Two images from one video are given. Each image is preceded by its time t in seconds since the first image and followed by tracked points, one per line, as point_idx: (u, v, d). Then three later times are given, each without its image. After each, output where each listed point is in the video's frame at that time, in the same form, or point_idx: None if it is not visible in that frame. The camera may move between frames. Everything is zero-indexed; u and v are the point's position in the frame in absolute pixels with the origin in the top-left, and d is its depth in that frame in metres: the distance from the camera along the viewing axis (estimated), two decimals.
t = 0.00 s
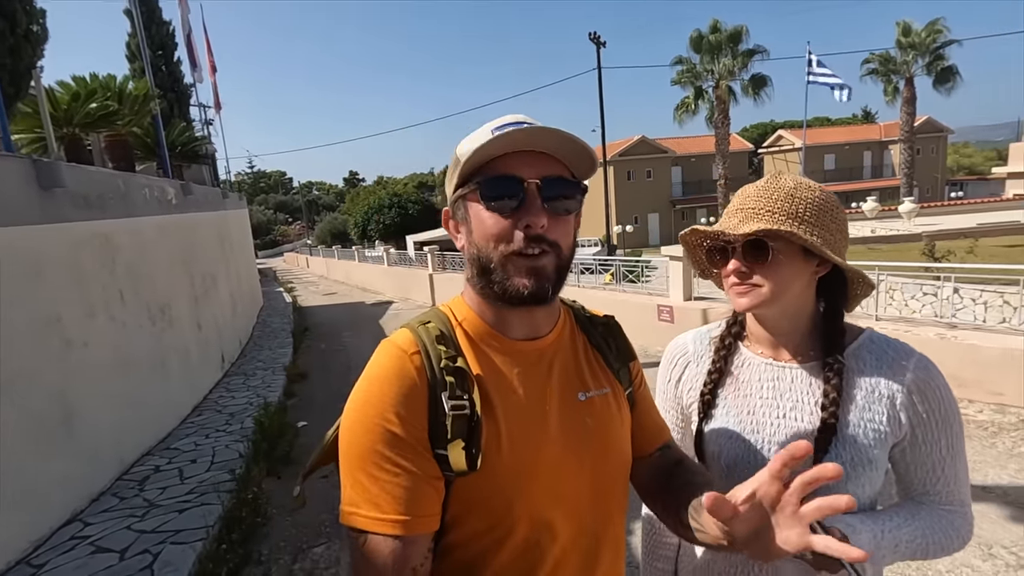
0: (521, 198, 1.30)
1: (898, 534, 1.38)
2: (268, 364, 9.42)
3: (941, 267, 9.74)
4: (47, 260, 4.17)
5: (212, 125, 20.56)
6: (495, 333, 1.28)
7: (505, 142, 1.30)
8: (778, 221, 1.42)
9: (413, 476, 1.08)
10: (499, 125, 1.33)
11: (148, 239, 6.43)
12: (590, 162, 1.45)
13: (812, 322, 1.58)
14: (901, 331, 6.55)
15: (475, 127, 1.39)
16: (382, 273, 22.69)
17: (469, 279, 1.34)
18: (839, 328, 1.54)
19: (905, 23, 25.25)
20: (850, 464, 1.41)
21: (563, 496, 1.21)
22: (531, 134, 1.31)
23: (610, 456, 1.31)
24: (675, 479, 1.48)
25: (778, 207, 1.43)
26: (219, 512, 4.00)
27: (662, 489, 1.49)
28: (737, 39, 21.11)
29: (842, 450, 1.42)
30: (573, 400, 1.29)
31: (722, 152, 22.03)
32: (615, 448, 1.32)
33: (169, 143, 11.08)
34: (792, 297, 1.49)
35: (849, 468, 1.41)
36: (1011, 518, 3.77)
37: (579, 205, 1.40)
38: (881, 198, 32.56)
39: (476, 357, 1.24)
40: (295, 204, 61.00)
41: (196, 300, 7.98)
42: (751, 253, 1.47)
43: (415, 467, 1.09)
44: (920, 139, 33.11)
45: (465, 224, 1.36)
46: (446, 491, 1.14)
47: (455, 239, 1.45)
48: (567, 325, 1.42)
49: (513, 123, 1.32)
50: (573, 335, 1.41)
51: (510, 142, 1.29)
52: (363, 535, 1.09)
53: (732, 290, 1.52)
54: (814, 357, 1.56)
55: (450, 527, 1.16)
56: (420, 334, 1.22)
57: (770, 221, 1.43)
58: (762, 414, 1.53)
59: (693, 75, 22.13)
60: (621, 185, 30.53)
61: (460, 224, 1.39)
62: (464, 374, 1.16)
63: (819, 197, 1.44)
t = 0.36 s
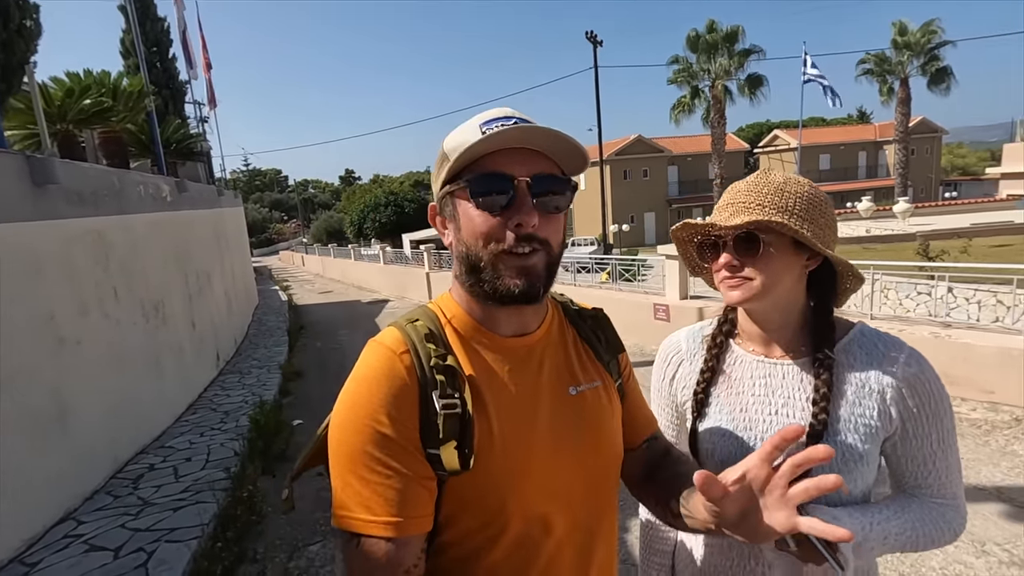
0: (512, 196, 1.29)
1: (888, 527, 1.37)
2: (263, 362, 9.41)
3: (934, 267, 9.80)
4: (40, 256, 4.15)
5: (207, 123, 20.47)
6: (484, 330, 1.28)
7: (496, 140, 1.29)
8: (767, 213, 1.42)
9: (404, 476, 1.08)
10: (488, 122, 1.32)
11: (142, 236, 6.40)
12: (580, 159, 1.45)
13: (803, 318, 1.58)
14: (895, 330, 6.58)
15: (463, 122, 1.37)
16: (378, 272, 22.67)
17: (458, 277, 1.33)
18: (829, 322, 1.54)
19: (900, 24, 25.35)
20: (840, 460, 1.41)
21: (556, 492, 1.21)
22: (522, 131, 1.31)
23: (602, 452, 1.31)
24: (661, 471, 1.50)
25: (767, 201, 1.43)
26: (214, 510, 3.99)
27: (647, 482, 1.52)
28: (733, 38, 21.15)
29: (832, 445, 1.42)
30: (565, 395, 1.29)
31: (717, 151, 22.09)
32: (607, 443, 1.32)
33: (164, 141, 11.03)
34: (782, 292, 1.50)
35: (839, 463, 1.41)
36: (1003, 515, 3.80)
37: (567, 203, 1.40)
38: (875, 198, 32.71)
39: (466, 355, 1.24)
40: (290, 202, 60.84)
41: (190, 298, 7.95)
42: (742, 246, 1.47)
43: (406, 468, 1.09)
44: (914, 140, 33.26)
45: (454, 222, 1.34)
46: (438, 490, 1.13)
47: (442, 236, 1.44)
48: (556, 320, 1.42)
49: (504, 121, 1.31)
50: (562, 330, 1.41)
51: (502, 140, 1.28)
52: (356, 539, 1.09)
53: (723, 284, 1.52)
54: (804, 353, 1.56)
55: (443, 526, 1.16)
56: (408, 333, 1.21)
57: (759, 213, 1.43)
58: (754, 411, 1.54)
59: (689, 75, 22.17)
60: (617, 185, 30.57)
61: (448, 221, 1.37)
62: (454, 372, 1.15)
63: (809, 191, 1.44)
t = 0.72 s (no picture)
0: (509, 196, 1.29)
1: (887, 520, 1.38)
2: (262, 361, 9.41)
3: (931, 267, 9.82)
4: (39, 255, 4.14)
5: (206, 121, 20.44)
6: (480, 324, 1.29)
7: (492, 140, 1.29)
8: (770, 215, 1.43)
9: (399, 469, 1.09)
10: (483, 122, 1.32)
11: (141, 235, 6.40)
12: (574, 158, 1.46)
13: (803, 315, 1.59)
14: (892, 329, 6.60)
15: (457, 122, 1.37)
16: (377, 271, 22.68)
17: (455, 275, 1.34)
18: (829, 319, 1.55)
19: (898, 24, 25.36)
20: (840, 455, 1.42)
21: (552, 485, 1.22)
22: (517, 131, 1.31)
23: (599, 444, 1.32)
24: (659, 462, 1.52)
25: (769, 201, 1.44)
26: (214, 509, 3.99)
27: (645, 471, 1.54)
28: (732, 38, 21.16)
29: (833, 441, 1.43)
30: (561, 388, 1.30)
31: (716, 151, 22.11)
32: (604, 436, 1.33)
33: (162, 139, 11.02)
34: (784, 290, 1.50)
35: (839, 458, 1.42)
36: (1000, 513, 3.82)
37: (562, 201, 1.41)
38: (873, 198, 32.76)
39: (462, 349, 1.24)
40: (289, 201, 60.82)
41: (189, 296, 7.94)
42: (744, 247, 1.48)
43: (400, 461, 1.09)
44: (913, 140, 33.30)
45: (450, 221, 1.35)
46: (434, 483, 1.14)
47: (438, 236, 1.44)
48: (553, 314, 1.43)
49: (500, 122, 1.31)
50: (559, 324, 1.42)
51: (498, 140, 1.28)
52: (352, 532, 1.09)
53: (725, 284, 1.53)
54: (804, 350, 1.57)
55: (439, 519, 1.17)
56: (405, 328, 1.21)
57: (762, 215, 1.44)
58: (755, 408, 1.55)
59: (688, 75, 22.18)
60: (616, 184, 30.61)
61: (444, 220, 1.37)
62: (450, 367, 1.16)
63: (810, 191, 1.45)
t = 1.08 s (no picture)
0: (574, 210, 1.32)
1: (888, 526, 1.38)
2: (260, 361, 9.41)
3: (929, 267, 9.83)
4: (37, 255, 4.14)
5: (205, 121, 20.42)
6: (470, 332, 1.25)
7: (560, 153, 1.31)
8: (771, 219, 1.43)
9: (388, 489, 1.08)
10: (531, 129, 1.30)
11: (140, 235, 6.38)
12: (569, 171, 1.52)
13: (804, 318, 1.58)
14: (890, 329, 6.61)
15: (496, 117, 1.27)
16: (376, 271, 22.67)
17: (495, 282, 1.25)
18: (830, 323, 1.54)
19: (896, 25, 25.41)
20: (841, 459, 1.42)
21: (544, 493, 1.22)
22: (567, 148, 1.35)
23: (588, 451, 1.31)
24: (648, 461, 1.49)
25: (770, 204, 1.44)
26: (212, 510, 3.98)
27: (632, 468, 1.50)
28: (731, 39, 21.16)
29: (835, 445, 1.42)
30: (551, 394, 1.29)
31: (714, 152, 22.13)
32: (593, 442, 1.32)
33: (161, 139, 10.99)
34: (786, 294, 1.50)
35: (839, 462, 1.42)
36: (998, 514, 3.82)
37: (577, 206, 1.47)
38: (872, 199, 32.80)
39: (450, 358, 1.21)
40: (287, 201, 60.83)
41: (188, 296, 7.93)
42: (746, 250, 1.47)
43: (389, 481, 1.09)
44: (911, 141, 33.35)
45: (507, 224, 1.24)
46: (424, 499, 1.14)
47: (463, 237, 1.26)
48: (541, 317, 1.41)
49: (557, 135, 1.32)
50: (546, 327, 1.41)
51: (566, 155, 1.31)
52: (344, 555, 1.09)
53: (727, 287, 1.52)
54: (805, 353, 1.57)
55: (431, 534, 1.16)
56: (389, 340, 1.17)
57: (763, 219, 1.44)
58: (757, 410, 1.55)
59: (686, 75, 22.19)
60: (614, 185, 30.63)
61: (492, 221, 1.23)
62: (437, 381, 1.13)
63: (811, 194, 1.45)
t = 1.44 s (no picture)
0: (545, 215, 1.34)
1: (849, 522, 1.38)
2: (254, 361, 9.41)
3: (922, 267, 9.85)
4: (25, 254, 4.12)
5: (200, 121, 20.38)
6: (431, 327, 1.24)
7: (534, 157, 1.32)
8: (733, 212, 1.43)
9: (347, 490, 1.07)
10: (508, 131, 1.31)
11: (131, 235, 6.37)
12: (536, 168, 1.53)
13: (771, 313, 1.59)
14: (881, 328, 6.63)
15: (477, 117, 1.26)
16: (372, 271, 22.64)
17: (464, 283, 1.26)
18: (796, 318, 1.55)
19: (892, 25, 25.49)
20: (804, 455, 1.42)
21: (506, 487, 1.22)
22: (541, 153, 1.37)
23: (549, 444, 1.31)
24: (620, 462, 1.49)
25: (733, 198, 1.44)
26: (199, 510, 3.97)
27: (583, 459, 1.54)
28: (727, 39, 21.22)
29: (798, 440, 1.42)
30: (513, 388, 1.29)
31: (711, 152, 22.17)
32: (554, 436, 1.33)
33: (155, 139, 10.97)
34: (750, 290, 1.51)
35: (803, 458, 1.42)
36: (985, 512, 3.84)
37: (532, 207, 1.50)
38: (868, 199, 32.88)
39: (409, 354, 1.20)
40: (284, 202, 60.76)
41: (181, 296, 7.91)
42: (710, 244, 1.48)
43: (347, 483, 1.07)
44: (906, 141, 33.45)
45: (481, 227, 1.24)
46: (385, 498, 1.13)
47: (435, 235, 1.25)
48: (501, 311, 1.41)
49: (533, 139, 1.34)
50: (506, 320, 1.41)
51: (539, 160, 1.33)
52: (302, 560, 1.07)
53: (694, 280, 1.52)
54: (771, 348, 1.57)
55: (392, 534, 1.16)
56: (345, 338, 1.15)
57: (726, 212, 1.44)
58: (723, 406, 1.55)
59: (683, 75, 22.24)
60: (611, 185, 30.65)
61: (468, 223, 1.23)
62: (397, 378, 1.12)
63: (775, 188, 1.45)
